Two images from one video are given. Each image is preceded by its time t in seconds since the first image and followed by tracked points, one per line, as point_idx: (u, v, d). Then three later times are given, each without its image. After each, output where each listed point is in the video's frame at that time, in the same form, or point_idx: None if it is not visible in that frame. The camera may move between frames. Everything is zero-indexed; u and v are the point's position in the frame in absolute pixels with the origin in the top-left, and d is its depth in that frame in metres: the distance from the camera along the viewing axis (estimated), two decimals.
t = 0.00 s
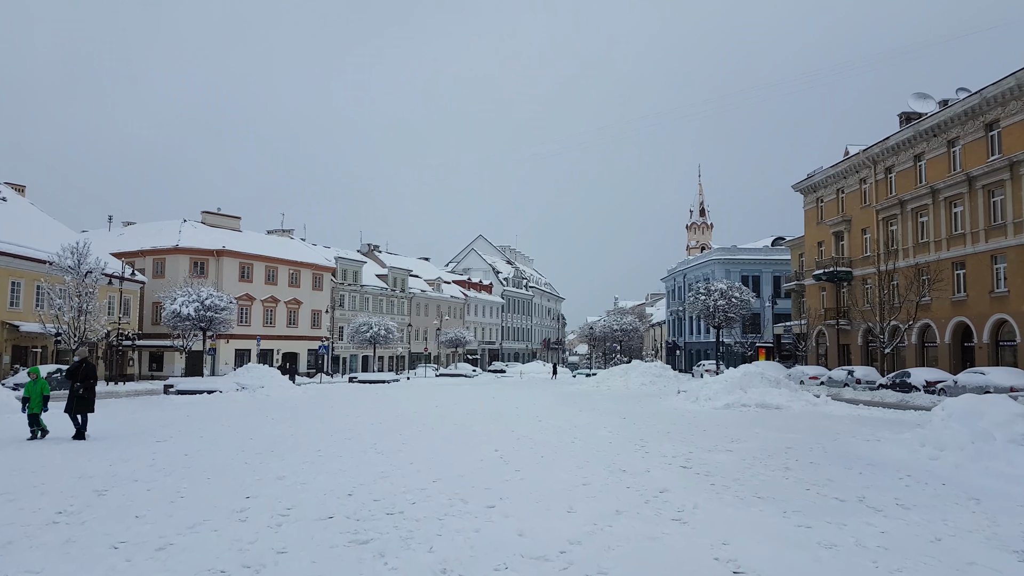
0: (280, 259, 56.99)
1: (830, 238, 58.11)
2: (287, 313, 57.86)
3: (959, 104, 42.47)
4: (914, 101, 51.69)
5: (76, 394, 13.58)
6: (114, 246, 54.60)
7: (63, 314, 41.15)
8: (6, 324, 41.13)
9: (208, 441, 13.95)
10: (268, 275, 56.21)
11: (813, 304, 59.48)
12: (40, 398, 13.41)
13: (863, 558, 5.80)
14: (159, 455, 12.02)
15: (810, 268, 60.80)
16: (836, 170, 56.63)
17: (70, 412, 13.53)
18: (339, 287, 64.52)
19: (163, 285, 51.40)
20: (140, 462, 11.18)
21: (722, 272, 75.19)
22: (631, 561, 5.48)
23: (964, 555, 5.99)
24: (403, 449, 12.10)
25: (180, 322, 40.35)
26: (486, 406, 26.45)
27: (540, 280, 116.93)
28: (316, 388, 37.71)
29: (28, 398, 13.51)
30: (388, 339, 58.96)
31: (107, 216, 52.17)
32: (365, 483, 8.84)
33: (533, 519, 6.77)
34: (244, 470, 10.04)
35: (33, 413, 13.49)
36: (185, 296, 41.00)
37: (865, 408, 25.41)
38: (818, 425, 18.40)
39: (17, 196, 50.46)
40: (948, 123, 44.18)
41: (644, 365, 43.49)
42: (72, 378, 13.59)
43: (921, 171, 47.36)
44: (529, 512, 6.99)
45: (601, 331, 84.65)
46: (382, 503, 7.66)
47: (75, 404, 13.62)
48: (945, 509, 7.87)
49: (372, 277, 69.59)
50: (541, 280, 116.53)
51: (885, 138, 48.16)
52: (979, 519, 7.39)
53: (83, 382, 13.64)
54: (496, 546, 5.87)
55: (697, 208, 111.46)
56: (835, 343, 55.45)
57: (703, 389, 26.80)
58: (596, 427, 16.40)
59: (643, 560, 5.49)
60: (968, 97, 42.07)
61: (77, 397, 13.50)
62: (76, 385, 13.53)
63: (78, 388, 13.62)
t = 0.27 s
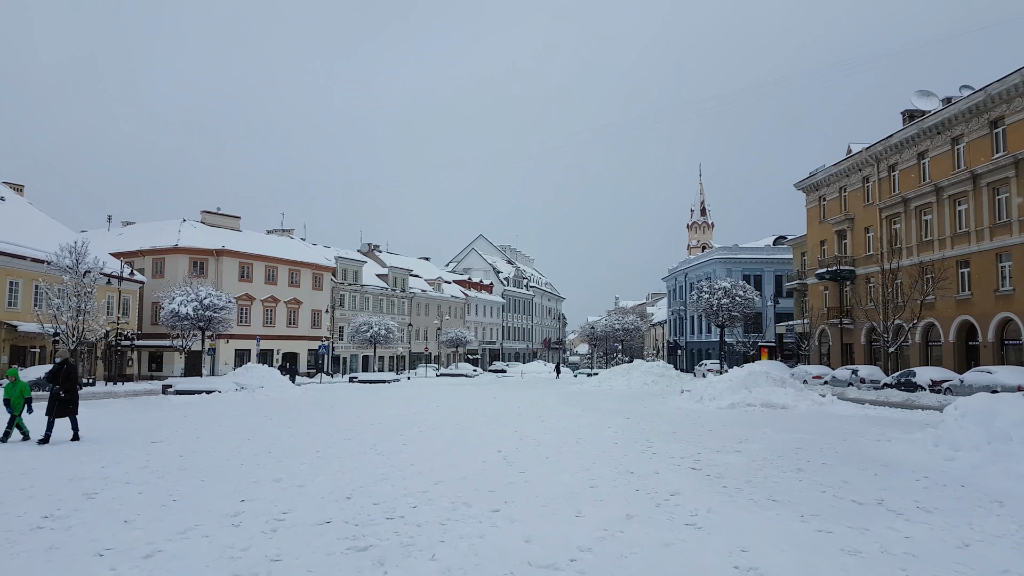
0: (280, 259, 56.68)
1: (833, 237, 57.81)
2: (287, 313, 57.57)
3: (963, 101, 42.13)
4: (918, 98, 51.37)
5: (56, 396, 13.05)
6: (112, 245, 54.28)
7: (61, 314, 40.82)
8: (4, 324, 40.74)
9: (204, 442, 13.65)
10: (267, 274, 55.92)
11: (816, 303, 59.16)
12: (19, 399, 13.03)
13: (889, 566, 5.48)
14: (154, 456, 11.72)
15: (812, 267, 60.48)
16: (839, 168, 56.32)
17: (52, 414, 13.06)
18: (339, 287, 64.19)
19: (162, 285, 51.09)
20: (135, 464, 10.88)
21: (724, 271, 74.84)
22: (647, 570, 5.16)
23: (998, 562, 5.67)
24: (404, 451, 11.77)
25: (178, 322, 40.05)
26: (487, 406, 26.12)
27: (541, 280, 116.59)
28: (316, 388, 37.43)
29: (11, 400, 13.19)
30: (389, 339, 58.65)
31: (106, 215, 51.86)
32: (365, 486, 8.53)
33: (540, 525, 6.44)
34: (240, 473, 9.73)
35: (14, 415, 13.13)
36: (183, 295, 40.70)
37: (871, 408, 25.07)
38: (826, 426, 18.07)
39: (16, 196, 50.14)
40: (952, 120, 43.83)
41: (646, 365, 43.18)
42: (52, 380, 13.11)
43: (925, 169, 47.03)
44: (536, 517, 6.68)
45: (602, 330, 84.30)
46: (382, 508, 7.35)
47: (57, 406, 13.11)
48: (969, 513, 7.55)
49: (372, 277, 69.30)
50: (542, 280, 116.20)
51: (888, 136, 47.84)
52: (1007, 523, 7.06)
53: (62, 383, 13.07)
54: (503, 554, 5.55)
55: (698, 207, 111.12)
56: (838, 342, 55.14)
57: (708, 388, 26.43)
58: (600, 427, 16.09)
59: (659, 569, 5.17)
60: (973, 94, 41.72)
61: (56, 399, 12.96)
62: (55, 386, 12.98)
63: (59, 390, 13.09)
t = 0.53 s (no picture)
0: (280, 259, 56.38)
1: (836, 237, 57.46)
2: (287, 313, 57.26)
3: (968, 100, 41.75)
4: (922, 97, 51.03)
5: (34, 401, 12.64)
6: (112, 246, 54.00)
7: (60, 315, 40.48)
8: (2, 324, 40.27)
9: (201, 446, 13.34)
10: (268, 275, 55.61)
11: (819, 303, 58.79)
12: None
13: None
14: (147, 462, 11.38)
15: (816, 267, 60.12)
16: (842, 168, 55.97)
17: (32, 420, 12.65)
18: (340, 287, 63.84)
19: (161, 285, 50.78)
20: (127, 471, 10.54)
21: (726, 271, 74.44)
22: None
23: None
24: (404, 456, 11.44)
25: (177, 322, 39.76)
26: (488, 408, 25.75)
27: (541, 281, 116.21)
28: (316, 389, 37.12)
29: None
30: (390, 339, 58.34)
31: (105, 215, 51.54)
32: (364, 495, 8.21)
33: (549, 540, 6.10)
34: (235, 480, 9.41)
35: None
36: (182, 295, 40.41)
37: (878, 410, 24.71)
38: (835, 429, 17.73)
39: (14, 196, 49.82)
40: (957, 119, 43.44)
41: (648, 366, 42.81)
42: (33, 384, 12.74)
43: (930, 168, 46.66)
44: (544, 531, 6.35)
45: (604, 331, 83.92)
46: (383, 518, 7.04)
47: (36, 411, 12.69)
48: (996, 524, 7.22)
49: (373, 277, 69.01)
50: (542, 280, 115.84)
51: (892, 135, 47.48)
52: None
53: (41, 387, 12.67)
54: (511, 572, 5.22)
55: (699, 207, 110.75)
56: (842, 343, 54.81)
57: (712, 390, 26.04)
58: (605, 431, 15.76)
59: None
60: (978, 92, 41.35)
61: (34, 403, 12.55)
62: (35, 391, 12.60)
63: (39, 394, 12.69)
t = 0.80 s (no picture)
0: (282, 258, 56.13)
1: (841, 236, 57.13)
2: (289, 313, 57.03)
3: (976, 98, 41.39)
4: (928, 96, 50.70)
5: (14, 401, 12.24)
6: (114, 246, 53.78)
7: (61, 314, 40.20)
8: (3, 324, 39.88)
9: (200, 448, 13.05)
10: (270, 274, 55.37)
11: (824, 304, 58.43)
12: None
13: None
14: (145, 464, 11.10)
15: (820, 267, 59.75)
16: (847, 167, 55.63)
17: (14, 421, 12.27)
18: (342, 287, 63.56)
19: (163, 285, 50.54)
20: (124, 473, 10.25)
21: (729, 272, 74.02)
22: None
23: None
24: (409, 458, 11.14)
25: (178, 322, 39.52)
26: (491, 409, 25.41)
27: (544, 281, 115.84)
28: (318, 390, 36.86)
29: None
30: (392, 339, 58.09)
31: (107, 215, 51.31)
32: (368, 499, 7.93)
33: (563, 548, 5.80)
34: (234, 482, 9.13)
35: None
36: (183, 294, 40.19)
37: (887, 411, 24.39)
38: (846, 430, 17.42)
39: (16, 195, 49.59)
40: (964, 117, 43.06)
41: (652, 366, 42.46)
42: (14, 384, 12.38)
43: (936, 167, 46.30)
44: (557, 538, 6.06)
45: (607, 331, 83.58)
46: (387, 524, 6.74)
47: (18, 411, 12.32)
48: None
49: (375, 277, 68.78)
50: (545, 280, 115.47)
51: (898, 134, 47.12)
52: None
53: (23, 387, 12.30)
54: None
55: (702, 207, 110.40)
56: (847, 343, 54.46)
57: (719, 391, 25.67)
58: (612, 432, 15.48)
59: None
60: (986, 91, 40.98)
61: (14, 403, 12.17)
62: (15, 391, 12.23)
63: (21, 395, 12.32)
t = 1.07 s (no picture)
0: (285, 258, 55.89)
1: (847, 236, 56.72)
2: (292, 313, 56.80)
3: (983, 96, 40.97)
4: (934, 94, 50.32)
5: None
6: (116, 246, 53.55)
7: (63, 314, 39.97)
8: (4, 324, 39.62)
9: (200, 450, 12.76)
10: (272, 274, 55.14)
11: (830, 303, 58.02)
12: None
13: None
14: (142, 468, 10.81)
15: (826, 267, 59.38)
16: (853, 166, 55.24)
17: None
18: (345, 287, 63.28)
19: (166, 285, 50.33)
20: (121, 476, 9.99)
21: (733, 271, 73.63)
22: None
23: None
24: (412, 462, 10.82)
25: (180, 322, 39.30)
26: (496, 409, 25.16)
27: (547, 281, 115.55)
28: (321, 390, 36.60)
29: None
30: (395, 339, 57.83)
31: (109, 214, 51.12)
32: (372, 506, 7.62)
33: (578, 562, 5.48)
34: (234, 488, 8.83)
35: None
36: (185, 294, 39.95)
37: (897, 412, 24.01)
38: (859, 432, 17.07)
39: (18, 194, 49.42)
40: (972, 115, 42.64)
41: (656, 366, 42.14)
42: None
43: (943, 166, 45.89)
44: (571, 550, 5.77)
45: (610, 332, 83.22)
46: (392, 534, 6.43)
47: None
48: None
49: (378, 277, 68.51)
50: (547, 280, 115.15)
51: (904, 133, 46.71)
52: None
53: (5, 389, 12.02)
54: None
55: (706, 207, 109.96)
56: (853, 343, 54.11)
57: (727, 391, 25.24)
58: (621, 434, 15.16)
59: None
60: (993, 88, 40.56)
61: None
62: None
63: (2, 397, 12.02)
